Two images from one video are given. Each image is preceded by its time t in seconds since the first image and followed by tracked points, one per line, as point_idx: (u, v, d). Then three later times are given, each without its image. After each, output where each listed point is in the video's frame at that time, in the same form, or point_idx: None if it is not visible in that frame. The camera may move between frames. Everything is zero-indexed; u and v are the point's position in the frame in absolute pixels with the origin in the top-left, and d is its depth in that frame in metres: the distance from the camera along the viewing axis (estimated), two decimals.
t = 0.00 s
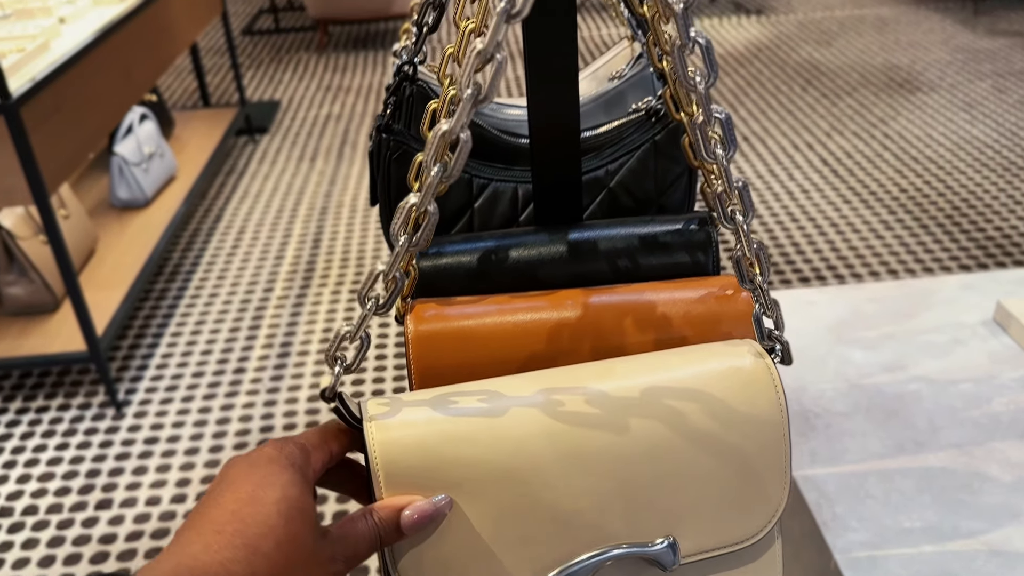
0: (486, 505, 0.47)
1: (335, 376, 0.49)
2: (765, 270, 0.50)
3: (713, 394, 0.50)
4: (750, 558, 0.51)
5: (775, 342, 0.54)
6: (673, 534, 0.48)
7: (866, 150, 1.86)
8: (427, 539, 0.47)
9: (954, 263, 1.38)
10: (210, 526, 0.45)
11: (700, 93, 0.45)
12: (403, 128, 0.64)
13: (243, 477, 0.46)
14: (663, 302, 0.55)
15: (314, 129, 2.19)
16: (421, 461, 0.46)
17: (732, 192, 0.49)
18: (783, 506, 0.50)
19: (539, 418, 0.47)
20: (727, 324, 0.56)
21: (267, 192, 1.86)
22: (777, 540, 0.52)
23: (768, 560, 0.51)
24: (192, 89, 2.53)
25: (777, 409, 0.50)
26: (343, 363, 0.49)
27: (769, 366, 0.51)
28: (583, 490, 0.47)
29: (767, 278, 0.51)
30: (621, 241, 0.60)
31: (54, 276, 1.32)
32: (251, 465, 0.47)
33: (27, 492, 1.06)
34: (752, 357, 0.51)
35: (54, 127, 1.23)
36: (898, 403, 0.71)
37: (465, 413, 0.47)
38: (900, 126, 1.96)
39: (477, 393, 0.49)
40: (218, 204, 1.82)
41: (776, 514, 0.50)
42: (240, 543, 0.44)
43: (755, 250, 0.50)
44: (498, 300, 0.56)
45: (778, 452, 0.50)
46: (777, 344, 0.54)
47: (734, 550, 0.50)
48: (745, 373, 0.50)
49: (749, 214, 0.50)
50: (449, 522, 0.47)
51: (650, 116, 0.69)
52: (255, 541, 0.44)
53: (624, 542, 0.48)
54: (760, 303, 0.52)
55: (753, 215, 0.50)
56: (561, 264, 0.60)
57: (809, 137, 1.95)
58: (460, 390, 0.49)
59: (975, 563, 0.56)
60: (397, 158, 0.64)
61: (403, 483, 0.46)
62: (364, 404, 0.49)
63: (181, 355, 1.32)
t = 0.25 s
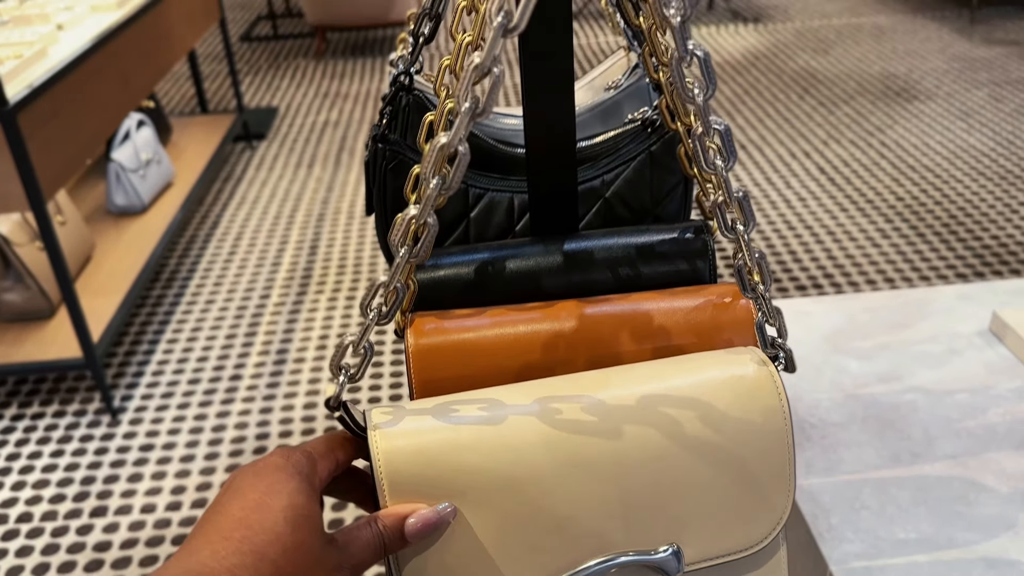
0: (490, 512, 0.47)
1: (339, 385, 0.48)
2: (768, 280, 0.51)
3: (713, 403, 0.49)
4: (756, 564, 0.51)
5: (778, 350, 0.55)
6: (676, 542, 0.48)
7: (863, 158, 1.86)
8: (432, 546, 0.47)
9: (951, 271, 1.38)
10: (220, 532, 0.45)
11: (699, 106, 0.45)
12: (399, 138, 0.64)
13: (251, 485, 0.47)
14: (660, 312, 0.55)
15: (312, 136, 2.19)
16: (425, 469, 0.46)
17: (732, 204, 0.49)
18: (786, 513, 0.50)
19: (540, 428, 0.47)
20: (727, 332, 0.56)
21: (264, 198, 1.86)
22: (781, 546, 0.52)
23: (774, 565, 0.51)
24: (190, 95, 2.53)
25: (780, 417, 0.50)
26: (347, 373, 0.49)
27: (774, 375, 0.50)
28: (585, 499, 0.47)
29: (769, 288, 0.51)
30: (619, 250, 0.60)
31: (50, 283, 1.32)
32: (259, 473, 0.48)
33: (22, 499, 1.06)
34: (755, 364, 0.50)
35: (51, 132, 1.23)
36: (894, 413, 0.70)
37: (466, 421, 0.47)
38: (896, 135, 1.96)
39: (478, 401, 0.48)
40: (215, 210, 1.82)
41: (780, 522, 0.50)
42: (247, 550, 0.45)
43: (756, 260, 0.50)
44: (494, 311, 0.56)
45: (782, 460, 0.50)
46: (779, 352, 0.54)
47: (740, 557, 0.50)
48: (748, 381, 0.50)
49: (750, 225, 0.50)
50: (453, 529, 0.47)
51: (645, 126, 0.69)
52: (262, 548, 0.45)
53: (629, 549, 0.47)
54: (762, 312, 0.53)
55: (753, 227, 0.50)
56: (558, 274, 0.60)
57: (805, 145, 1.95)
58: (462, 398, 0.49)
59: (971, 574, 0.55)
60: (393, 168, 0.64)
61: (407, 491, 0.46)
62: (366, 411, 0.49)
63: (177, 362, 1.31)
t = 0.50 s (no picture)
0: (492, 517, 0.46)
1: (341, 389, 0.48)
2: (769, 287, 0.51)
3: (714, 408, 0.49)
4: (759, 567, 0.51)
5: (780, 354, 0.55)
6: (678, 547, 0.48)
7: (861, 163, 1.86)
8: (434, 550, 0.47)
9: (949, 277, 1.38)
10: (223, 534, 0.46)
11: (700, 112, 0.44)
12: (396, 143, 0.64)
13: (254, 488, 0.47)
14: (659, 318, 0.55)
15: (311, 140, 2.19)
16: (426, 473, 0.46)
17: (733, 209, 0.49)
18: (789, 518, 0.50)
19: (541, 433, 0.47)
20: (728, 337, 0.56)
21: (263, 203, 1.86)
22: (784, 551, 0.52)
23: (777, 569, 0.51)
24: (188, 99, 2.53)
25: (782, 422, 0.50)
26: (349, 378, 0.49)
27: (776, 381, 0.50)
28: (586, 504, 0.47)
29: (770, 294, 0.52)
30: (618, 256, 0.60)
31: (48, 287, 1.32)
32: (262, 476, 0.48)
33: (19, 503, 1.05)
34: (757, 369, 0.50)
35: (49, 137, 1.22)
36: (891, 419, 0.70)
37: (467, 426, 0.47)
38: (894, 140, 1.97)
39: (479, 406, 0.48)
40: (213, 214, 1.82)
41: (783, 528, 0.50)
42: (249, 552, 0.45)
43: (758, 265, 0.50)
44: (493, 319, 0.56)
45: (784, 465, 0.49)
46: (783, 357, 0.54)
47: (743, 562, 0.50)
48: (749, 387, 0.50)
49: (751, 229, 0.49)
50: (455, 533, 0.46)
51: (643, 133, 0.69)
52: (264, 550, 0.45)
53: (632, 554, 0.47)
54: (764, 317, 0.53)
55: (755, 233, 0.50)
56: (557, 280, 0.59)
57: (803, 151, 1.95)
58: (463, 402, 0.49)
59: None
60: (391, 173, 0.64)
61: (409, 495, 0.46)
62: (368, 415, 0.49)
63: (175, 366, 1.31)
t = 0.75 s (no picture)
0: (493, 521, 0.46)
1: (342, 393, 0.48)
2: (771, 293, 0.51)
3: (714, 414, 0.49)
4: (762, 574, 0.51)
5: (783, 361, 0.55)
6: (678, 554, 0.48)
7: (859, 168, 1.86)
8: (434, 554, 0.46)
9: (947, 282, 1.38)
10: (223, 534, 0.46)
11: (699, 119, 0.44)
12: (394, 149, 0.64)
13: (255, 489, 0.47)
14: (658, 324, 0.55)
15: (309, 144, 2.19)
16: (427, 476, 0.46)
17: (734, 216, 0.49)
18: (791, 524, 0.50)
19: (541, 438, 0.47)
20: (729, 343, 0.56)
21: (261, 207, 1.86)
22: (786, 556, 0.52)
23: None
24: (187, 104, 2.54)
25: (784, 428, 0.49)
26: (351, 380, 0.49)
27: (778, 387, 0.50)
28: (587, 510, 0.47)
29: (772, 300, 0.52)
30: (617, 262, 0.60)
31: (46, 291, 1.31)
32: (263, 478, 0.48)
33: (16, 508, 1.05)
34: (759, 375, 0.50)
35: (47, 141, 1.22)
36: (890, 425, 0.70)
37: (468, 429, 0.47)
38: (892, 146, 1.97)
39: (479, 410, 0.48)
40: (211, 218, 1.82)
41: (785, 534, 0.50)
42: (250, 552, 0.45)
43: (759, 271, 0.50)
44: (492, 326, 0.56)
45: (786, 471, 0.49)
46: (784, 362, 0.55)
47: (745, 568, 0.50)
48: (750, 393, 0.50)
49: (751, 236, 0.49)
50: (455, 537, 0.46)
51: (641, 138, 0.69)
52: (264, 550, 0.45)
53: (633, 560, 0.47)
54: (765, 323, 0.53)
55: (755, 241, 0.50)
56: (556, 286, 0.59)
57: (802, 155, 1.96)
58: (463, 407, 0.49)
59: None
60: (388, 179, 0.64)
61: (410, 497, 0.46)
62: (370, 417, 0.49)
63: (173, 370, 1.31)
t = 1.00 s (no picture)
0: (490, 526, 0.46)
1: (340, 397, 0.48)
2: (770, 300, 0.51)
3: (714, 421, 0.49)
4: None
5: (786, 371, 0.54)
6: (676, 561, 0.48)
7: (857, 173, 1.87)
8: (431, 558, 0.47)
9: (945, 288, 1.38)
10: (219, 534, 0.46)
11: (698, 127, 0.44)
12: (391, 155, 0.64)
13: (252, 490, 0.48)
14: (655, 331, 0.55)
15: (308, 149, 2.19)
16: (424, 482, 0.46)
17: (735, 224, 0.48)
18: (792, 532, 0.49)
19: (538, 444, 0.47)
20: (727, 351, 0.56)
21: (260, 211, 1.86)
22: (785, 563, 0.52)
23: None
24: (186, 108, 2.54)
25: (784, 436, 0.49)
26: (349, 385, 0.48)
27: (778, 395, 0.50)
28: (584, 516, 0.47)
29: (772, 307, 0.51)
30: (614, 269, 0.60)
31: (44, 295, 1.31)
32: (260, 479, 0.48)
33: (13, 512, 1.05)
34: (760, 384, 0.50)
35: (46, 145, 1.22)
36: (887, 432, 0.70)
37: (465, 434, 0.47)
38: (890, 151, 1.97)
39: (477, 415, 0.48)
40: (210, 222, 1.81)
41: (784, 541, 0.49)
42: (245, 551, 0.45)
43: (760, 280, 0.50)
44: (489, 332, 0.56)
45: (786, 479, 0.49)
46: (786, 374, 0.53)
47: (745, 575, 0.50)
48: (750, 401, 0.49)
49: (752, 244, 0.49)
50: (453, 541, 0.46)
51: (638, 145, 0.69)
52: (259, 550, 0.45)
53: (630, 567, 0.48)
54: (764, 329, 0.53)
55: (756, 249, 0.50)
56: (552, 293, 0.59)
57: (800, 160, 1.96)
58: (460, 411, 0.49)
59: None
60: (386, 185, 0.64)
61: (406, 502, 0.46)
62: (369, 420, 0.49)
63: (171, 374, 1.31)
